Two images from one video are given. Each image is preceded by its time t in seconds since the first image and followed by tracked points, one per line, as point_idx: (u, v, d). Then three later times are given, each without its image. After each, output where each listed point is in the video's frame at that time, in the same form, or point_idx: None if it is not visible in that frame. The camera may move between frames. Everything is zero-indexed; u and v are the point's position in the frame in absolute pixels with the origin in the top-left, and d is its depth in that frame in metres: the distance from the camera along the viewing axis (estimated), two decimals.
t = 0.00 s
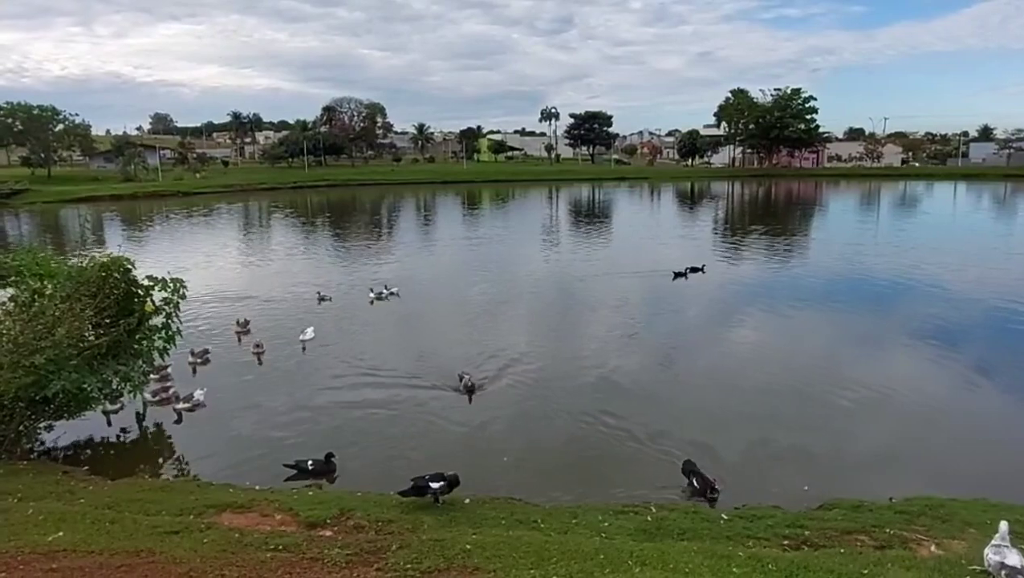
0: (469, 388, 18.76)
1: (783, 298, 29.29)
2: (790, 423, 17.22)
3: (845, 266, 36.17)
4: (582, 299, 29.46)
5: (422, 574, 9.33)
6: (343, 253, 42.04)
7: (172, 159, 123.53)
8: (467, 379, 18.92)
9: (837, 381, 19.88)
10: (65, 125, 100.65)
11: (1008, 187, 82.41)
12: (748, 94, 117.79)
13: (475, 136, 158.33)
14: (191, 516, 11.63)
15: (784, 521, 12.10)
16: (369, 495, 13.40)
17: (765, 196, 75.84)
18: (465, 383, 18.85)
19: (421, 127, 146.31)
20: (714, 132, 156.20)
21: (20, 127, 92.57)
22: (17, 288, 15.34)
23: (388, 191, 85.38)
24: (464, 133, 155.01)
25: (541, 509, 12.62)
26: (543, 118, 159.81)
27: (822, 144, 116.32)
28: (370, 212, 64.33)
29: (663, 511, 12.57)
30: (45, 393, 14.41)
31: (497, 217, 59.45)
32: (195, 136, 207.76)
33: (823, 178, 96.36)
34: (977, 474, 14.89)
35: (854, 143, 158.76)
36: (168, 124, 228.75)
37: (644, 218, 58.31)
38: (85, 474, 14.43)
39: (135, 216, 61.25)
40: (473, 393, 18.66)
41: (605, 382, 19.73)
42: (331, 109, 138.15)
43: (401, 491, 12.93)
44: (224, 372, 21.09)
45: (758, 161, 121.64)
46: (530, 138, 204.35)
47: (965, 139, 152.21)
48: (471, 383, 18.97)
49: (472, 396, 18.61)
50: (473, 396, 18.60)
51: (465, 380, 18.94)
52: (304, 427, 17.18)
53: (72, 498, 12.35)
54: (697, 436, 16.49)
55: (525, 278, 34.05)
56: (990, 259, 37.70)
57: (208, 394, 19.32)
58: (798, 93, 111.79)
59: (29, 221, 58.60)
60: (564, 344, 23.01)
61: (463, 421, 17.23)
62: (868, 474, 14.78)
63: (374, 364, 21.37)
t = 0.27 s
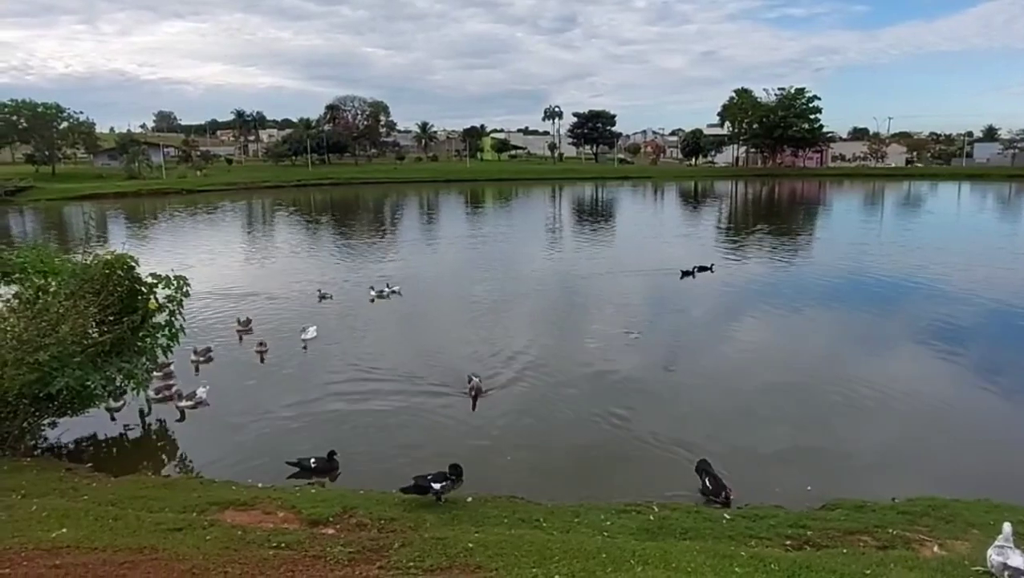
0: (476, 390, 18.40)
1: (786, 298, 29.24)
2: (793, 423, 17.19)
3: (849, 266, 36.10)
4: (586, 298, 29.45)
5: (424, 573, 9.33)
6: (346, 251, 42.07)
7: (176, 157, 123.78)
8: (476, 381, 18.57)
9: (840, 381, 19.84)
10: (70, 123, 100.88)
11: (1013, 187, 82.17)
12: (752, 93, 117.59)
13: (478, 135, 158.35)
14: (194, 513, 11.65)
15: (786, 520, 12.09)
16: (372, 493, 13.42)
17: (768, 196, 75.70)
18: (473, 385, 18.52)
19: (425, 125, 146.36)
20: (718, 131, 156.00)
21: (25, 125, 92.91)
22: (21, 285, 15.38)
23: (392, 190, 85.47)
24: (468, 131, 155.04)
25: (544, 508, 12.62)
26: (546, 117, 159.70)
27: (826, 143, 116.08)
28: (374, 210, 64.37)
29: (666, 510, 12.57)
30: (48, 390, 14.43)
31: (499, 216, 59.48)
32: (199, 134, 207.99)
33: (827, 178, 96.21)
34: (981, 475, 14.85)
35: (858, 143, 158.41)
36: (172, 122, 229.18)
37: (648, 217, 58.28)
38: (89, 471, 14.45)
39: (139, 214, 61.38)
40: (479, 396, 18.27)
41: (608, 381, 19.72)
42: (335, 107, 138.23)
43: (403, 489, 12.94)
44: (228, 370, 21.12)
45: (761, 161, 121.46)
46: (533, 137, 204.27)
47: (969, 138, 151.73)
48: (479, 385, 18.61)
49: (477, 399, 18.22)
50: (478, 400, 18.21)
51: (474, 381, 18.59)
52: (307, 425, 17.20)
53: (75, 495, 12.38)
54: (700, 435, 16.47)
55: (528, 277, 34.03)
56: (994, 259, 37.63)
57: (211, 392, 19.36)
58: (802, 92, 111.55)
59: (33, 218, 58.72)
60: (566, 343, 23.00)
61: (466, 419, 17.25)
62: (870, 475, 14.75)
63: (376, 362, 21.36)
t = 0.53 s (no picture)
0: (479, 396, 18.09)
1: (789, 298, 29.20)
2: (796, 423, 17.15)
3: (852, 266, 36.02)
4: (589, 297, 29.45)
5: (427, 571, 9.34)
6: (349, 250, 42.12)
7: (180, 156, 123.99)
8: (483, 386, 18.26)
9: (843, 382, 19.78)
10: (74, 122, 101.05)
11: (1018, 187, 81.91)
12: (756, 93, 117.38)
13: (481, 135, 158.28)
14: (198, 511, 11.67)
15: (790, 520, 12.08)
16: (375, 492, 13.44)
17: (772, 195, 75.51)
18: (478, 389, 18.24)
19: (428, 124, 146.44)
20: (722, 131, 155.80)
21: (30, 124, 93.14)
22: (25, 283, 15.36)
23: (395, 189, 85.46)
24: (471, 130, 155.12)
25: (547, 507, 12.62)
26: (550, 117, 159.63)
27: (830, 143, 115.84)
28: (377, 209, 64.38)
29: (669, 510, 12.56)
30: (53, 387, 14.48)
31: (503, 215, 59.45)
32: (202, 133, 208.26)
33: (831, 178, 96.03)
34: (984, 475, 14.81)
35: (862, 143, 157.97)
36: (176, 121, 229.62)
37: (651, 217, 58.24)
38: (93, 469, 14.50)
39: (143, 212, 61.51)
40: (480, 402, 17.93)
41: (611, 380, 19.73)
42: (339, 106, 138.33)
43: (407, 488, 12.95)
44: (231, 368, 21.16)
45: (765, 161, 121.21)
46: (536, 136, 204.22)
47: (974, 139, 151.33)
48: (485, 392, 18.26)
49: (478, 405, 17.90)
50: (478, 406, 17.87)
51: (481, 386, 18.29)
52: (311, 423, 17.23)
53: (80, 493, 12.41)
54: (702, 435, 16.45)
55: (531, 276, 34.01)
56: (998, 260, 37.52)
57: (215, 390, 19.41)
58: (806, 92, 111.30)
59: (37, 217, 58.85)
60: (569, 342, 23.00)
61: (470, 418, 17.25)
62: (874, 475, 14.72)
63: (378, 361, 21.37)
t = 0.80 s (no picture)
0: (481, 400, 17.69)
1: (794, 297, 29.11)
2: (801, 423, 17.09)
3: (858, 266, 35.87)
4: (593, 296, 29.44)
5: (431, 570, 9.35)
6: (354, 249, 42.18)
7: (186, 154, 124.28)
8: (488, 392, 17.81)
9: (848, 381, 19.70)
10: (80, 121, 101.33)
11: None
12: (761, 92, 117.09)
13: (486, 133, 158.32)
14: (203, 509, 11.70)
15: (795, 521, 12.05)
16: (380, 490, 13.47)
17: (778, 195, 75.26)
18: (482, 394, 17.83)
19: (433, 123, 146.46)
20: (727, 130, 155.44)
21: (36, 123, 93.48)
22: (32, 281, 15.37)
23: (400, 188, 85.49)
24: (476, 129, 155.17)
25: (551, 506, 12.64)
26: (554, 116, 159.49)
27: (836, 142, 115.45)
28: (382, 208, 64.40)
29: (673, 509, 12.55)
30: (59, 385, 14.55)
31: (507, 214, 59.45)
32: (208, 131, 208.68)
33: (837, 177, 95.71)
34: (990, 476, 14.74)
35: (868, 142, 157.44)
36: (181, 119, 230.20)
37: (656, 216, 58.18)
38: (99, 466, 14.57)
39: (149, 211, 61.70)
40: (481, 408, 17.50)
41: (615, 379, 19.73)
42: (344, 105, 138.43)
43: (411, 487, 12.98)
44: (236, 366, 21.22)
45: (770, 160, 120.91)
46: (541, 135, 204.08)
47: (981, 138, 150.61)
48: (489, 399, 17.79)
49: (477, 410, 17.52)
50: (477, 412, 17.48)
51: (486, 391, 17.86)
52: (315, 421, 17.27)
53: (86, 490, 12.46)
54: (707, 435, 16.41)
55: (536, 275, 33.97)
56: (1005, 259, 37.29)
57: (220, 389, 19.47)
58: (812, 91, 110.98)
59: (44, 215, 59.08)
60: (574, 341, 22.98)
61: (473, 417, 17.27)
62: (879, 475, 14.67)
63: (382, 360, 21.38)
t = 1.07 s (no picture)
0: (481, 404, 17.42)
1: (800, 297, 29.02)
2: (806, 423, 17.03)
3: (864, 265, 35.73)
4: (598, 295, 29.41)
5: (436, 568, 9.37)
6: (359, 247, 42.24)
7: (192, 153, 124.67)
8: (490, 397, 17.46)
9: (854, 381, 19.62)
10: (88, 120, 101.73)
11: None
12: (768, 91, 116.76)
13: (492, 132, 158.27)
14: (210, 507, 11.75)
15: (801, 521, 12.01)
16: (385, 488, 13.50)
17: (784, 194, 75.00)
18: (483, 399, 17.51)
19: (438, 122, 146.56)
20: (733, 129, 155.06)
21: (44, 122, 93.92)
22: (39, 279, 15.45)
23: (406, 187, 85.55)
24: (481, 128, 155.23)
25: (556, 504, 12.65)
26: (560, 115, 159.35)
27: (842, 141, 115.01)
28: (388, 207, 64.46)
29: (679, 509, 12.54)
30: (67, 383, 14.63)
31: (513, 213, 59.44)
32: (214, 130, 209.28)
33: (843, 176, 95.38)
34: (997, 477, 14.67)
35: (875, 141, 156.75)
36: (188, 118, 230.88)
37: (661, 215, 58.10)
38: (107, 464, 14.65)
39: (156, 209, 61.89)
40: (477, 412, 17.21)
41: (620, 378, 19.71)
42: (349, 104, 138.56)
43: (416, 485, 13.00)
44: (242, 364, 21.28)
45: (777, 159, 120.54)
46: (546, 134, 203.97)
47: (989, 136, 149.64)
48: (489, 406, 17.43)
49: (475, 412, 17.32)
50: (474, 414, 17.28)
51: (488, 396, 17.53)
52: (320, 420, 17.31)
53: (93, 487, 12.54)
54: (713, 434, 16.39)
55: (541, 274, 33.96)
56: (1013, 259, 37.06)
57: (225, 387, 19.53)
58: (819, 90, 110.61)
59: (52, 213, 59.32)
60: (579, 340, 22.97)
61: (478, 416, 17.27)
62: (885, 475, 14.61)
63: (387, 358, 21.40)
